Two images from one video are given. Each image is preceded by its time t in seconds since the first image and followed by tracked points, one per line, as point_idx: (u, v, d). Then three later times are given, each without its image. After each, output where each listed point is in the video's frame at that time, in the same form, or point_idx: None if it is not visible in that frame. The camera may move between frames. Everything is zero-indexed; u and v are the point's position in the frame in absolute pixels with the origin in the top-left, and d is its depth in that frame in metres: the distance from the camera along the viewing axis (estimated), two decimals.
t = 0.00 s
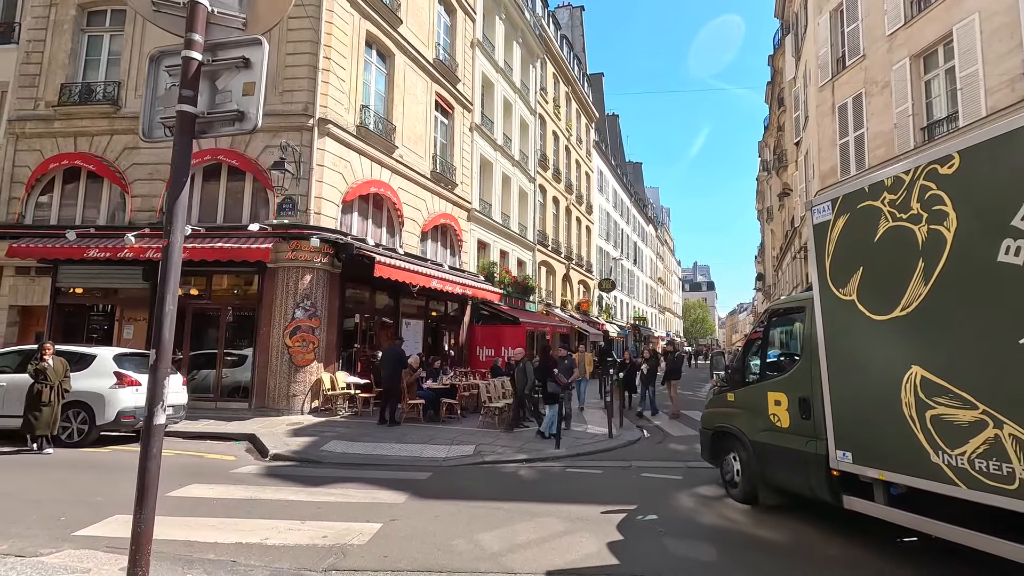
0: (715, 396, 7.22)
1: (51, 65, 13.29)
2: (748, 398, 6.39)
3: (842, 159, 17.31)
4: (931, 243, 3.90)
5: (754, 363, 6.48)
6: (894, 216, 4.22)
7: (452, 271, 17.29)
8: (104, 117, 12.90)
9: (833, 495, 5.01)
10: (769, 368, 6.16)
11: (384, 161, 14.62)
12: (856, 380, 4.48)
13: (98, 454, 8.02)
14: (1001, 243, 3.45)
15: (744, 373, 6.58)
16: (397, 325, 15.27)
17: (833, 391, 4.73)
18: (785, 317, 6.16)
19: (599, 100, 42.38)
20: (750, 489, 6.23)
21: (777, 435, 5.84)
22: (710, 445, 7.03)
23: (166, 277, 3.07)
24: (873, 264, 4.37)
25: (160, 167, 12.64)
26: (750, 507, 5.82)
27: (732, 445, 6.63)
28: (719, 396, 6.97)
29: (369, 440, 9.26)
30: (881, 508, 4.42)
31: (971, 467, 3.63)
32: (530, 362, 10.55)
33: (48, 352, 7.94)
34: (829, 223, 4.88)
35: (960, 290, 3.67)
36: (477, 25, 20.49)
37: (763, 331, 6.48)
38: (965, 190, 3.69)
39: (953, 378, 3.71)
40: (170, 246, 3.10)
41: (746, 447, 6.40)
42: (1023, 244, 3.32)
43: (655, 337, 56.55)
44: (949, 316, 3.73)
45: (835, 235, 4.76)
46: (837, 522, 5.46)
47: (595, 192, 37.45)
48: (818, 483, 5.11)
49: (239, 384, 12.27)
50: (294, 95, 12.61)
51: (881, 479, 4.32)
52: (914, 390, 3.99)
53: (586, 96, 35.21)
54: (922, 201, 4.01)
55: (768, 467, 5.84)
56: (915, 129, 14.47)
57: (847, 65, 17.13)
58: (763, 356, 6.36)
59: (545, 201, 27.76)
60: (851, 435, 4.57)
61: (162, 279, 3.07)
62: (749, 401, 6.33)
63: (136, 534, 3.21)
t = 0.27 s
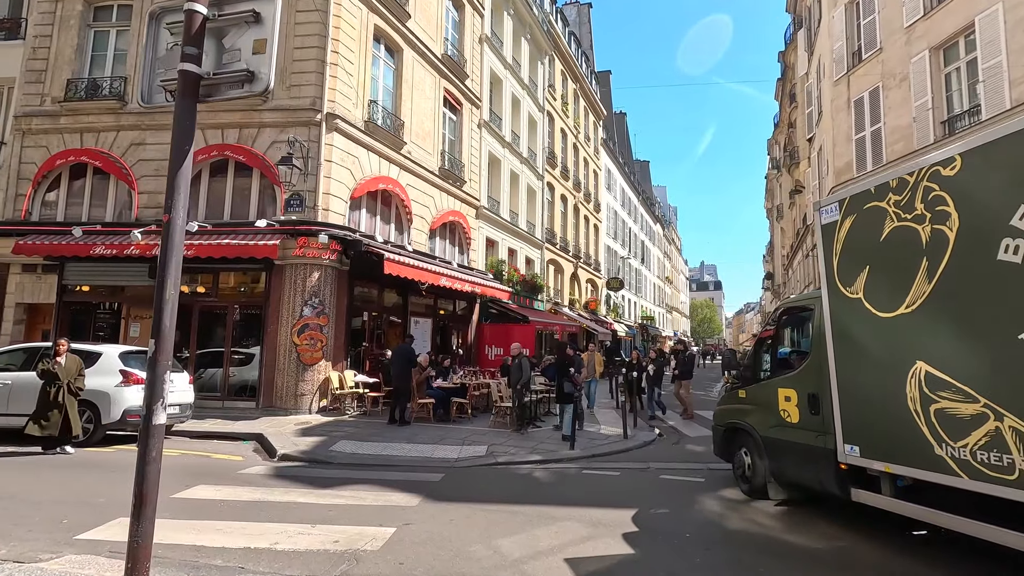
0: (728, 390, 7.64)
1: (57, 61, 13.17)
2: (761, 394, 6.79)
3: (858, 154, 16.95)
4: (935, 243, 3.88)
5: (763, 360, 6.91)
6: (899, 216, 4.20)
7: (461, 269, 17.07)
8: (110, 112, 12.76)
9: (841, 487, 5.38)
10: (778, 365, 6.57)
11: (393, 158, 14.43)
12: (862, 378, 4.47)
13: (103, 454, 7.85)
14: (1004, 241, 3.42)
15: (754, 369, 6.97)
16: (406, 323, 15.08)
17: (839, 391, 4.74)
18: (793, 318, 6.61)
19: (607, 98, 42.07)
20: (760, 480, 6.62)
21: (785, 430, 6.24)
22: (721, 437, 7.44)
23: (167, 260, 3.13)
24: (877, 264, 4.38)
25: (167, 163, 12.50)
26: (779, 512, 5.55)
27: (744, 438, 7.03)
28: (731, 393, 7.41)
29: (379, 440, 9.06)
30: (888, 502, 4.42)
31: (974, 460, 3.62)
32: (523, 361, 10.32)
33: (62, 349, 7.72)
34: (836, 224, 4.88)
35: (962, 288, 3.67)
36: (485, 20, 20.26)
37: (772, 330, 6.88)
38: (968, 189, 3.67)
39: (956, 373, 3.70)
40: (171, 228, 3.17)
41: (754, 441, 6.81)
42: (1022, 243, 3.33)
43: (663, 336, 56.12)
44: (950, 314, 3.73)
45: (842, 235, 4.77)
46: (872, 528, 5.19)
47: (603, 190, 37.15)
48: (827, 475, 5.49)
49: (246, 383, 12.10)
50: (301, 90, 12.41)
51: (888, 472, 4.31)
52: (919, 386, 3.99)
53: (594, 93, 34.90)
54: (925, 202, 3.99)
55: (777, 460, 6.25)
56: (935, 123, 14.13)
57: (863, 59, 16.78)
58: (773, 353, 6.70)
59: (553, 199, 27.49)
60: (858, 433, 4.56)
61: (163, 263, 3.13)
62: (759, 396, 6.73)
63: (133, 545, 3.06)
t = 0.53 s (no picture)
0: (745, 390, 7.38)
1: (65, 57, 13.06)
2: (779, 394, 6.54)
3: (875, 151, 16.61)
4: (956, 244, 4.14)
5: (782, 360, 6.64)
6: (921, 217, 4.47)
7: (472, 268, 16.85)
8: (118, 109, 12.64)
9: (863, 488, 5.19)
10: (797, 366, 6.31)
11: (403, 154, 14.24)
12: (886, 376, 4.74)
13: (112, 454, 7.71)
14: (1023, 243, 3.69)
15: (773, 370, 6.72)
16: (416, 322, 14.89)
17: (862, 387, 5.02)
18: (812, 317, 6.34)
19: (615, 96, 41.74)
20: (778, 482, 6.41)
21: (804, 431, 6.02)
22: (736, 438, 7.21)
23: (179, 245, 2.89)
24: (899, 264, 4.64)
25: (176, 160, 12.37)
26: (814, 520, 5.29)
27: (762, 439, 6.79)
28: (749, 394, 7.15)
29: (391, 441, 8.88)
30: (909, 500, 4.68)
31: (997, 459, 3.88)
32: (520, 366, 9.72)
33: (79, 350, 7.30)
34: (857, 224, 5.16)
35: (984, 289, 3.92)
36: (494, 16, 20.03)
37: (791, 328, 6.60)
38: (988, 192, 3.93)
39: (980, 373, 3.95)
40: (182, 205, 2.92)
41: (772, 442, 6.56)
42: None
43: (670, 336, 55.71)
44: (971, 315, 4.00)
45: (863, 235, 5.05)
46: (914, 536, 4.92)
47: (612, 188, 36.85)
48: (848, 475, 5.31)
49: (255, 382, 11.94)
50: (311, 85, 12.24)
51: (909, 471, 4.59)
52: (941, 385, 4.25)
53: (602, 90, 34.59)
54: (947, 203, 4.25)
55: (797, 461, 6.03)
56: (957, 117, 13.79)
57: (881, 53, 16.43)
58: (793, 353, 6.43)
59: (562, 197, 27.23)
60: (880, 429, 4.85)
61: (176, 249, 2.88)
62: (778, 397, 6.50)
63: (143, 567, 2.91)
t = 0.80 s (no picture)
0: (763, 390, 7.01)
1: (72, 53, 12.95)
2: (802, 395, 6.20)
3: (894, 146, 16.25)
4: (992, 239, 3.95)
5: (803, 359, 6.31)
6: (952, 212, 4.28)
7: (482, 267, 16.63)
8: (125, 105, 12.50)
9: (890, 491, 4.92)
10: (821, 366, 5.97)
11: (412, 150, 14.04)
12: (913, 375, 4.57)
13: (118, 455, 7.54)
14: None
15: (794, 370, 6.36)
16: (425, 321, 14.68)
17: (889, 387, 4.82)
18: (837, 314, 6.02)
19: (623, 94, 41.42)
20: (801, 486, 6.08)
21: (828, 432, 5.71)
22: (754, 440, 6.85)
23: (179, 215, 2.85)
24: (927, 260, 4.46)
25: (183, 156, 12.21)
26: (849, 527, 5.03)
27: (783, 440, 6.43)
28: (769, 394, 6.78)
29: (401, 442, 8.66)
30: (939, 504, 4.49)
31: None
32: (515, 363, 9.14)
33: (89, 344, 7.15)
34: (884, 221, 4.94)
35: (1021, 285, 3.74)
36: (503, 11, 19.81)
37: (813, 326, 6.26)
38: None
39: (1015, 372, 3.76)
40: (182, 169, 2.87)
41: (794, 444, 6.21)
42: None
43: (679, 336, 55.27)
44: (1008, 312, 3.81)
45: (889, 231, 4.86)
46: (957, 544, 4.66)
47: (620, 187, 36.55)
48: (875, 479, 5.05)
49: (263, 381, 11.78)
50: (319, 80, 12.06)
51: (940, 474, 4.40)
52: (974, 385, 4.06)
53: (611, 88, 34.29)
54: (981, 197, 4.05)
55: (822, 464, 5.70)
56: (980, 111, 13.43)
57: (900, 47, 16.08)
58: (814, 353, 6.13)
59: (571, 195, 26.96)
60: (908, 431, 4.65)
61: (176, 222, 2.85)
62: (800, 397, 6.17)
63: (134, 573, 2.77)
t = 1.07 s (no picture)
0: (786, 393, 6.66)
1: (79, 51, 12.82)
2: (831, 398, 5.84)
3: (912, 143, 15.90)
4: None
5: (831, 361, 5.96)
6: (999, 207, 3.98)
7: (491, 265, 16.41)
8: (131, 103, 12.36)
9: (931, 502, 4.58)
10: (851, 367, 5.64)
11: (420, 148, 13.82)
12: (956, 379, 4.28)
13: (123, 459, 7.37)
14: None
15: (822, 373, 6.01)
16: (434, 321, 14.47)
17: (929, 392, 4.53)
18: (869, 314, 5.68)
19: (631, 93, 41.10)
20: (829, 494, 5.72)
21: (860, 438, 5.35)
22: (778, 444, 6.48)
23: (179, 187, 2.68)
24: (971, 258, 4.17)
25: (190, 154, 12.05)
26: (888, 539, 4.75)
27: (808, 445, 6.07)
28: (794, 397, 6.41)
29: (411, 446, 8.43)
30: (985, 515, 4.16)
31: None
32: (509, 367, 8.77)
33: (91, 349, 6.85)
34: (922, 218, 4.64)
35: None
36: (512, 8, 19.58)
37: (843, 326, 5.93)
38: None
39: None
40: (184, 136, 2.70)
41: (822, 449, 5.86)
42: None
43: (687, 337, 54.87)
44: None
45: (929, 228, 4.56)
46: (1010, 559, 4.35)
47: (629, 186, 36.25)
48: (912, 487, 4.72)
49: (271, 382, 11.59)
50: (327, 76, 11.87)
51: (987, 483, 4.10)
52: None
53: (620, 86, 34.00)
54: None
55: (852, 469, 5.36)
56: (1004, 106, 13.07)
57: (918, 41, 15.72)
58: (844, 354, 5.80)
59: (579, 194, 26.69)
60: (949, 438, 4.36)
61: (177, 199, 2.67)
62: (829, 401, 5.81)
63: None
